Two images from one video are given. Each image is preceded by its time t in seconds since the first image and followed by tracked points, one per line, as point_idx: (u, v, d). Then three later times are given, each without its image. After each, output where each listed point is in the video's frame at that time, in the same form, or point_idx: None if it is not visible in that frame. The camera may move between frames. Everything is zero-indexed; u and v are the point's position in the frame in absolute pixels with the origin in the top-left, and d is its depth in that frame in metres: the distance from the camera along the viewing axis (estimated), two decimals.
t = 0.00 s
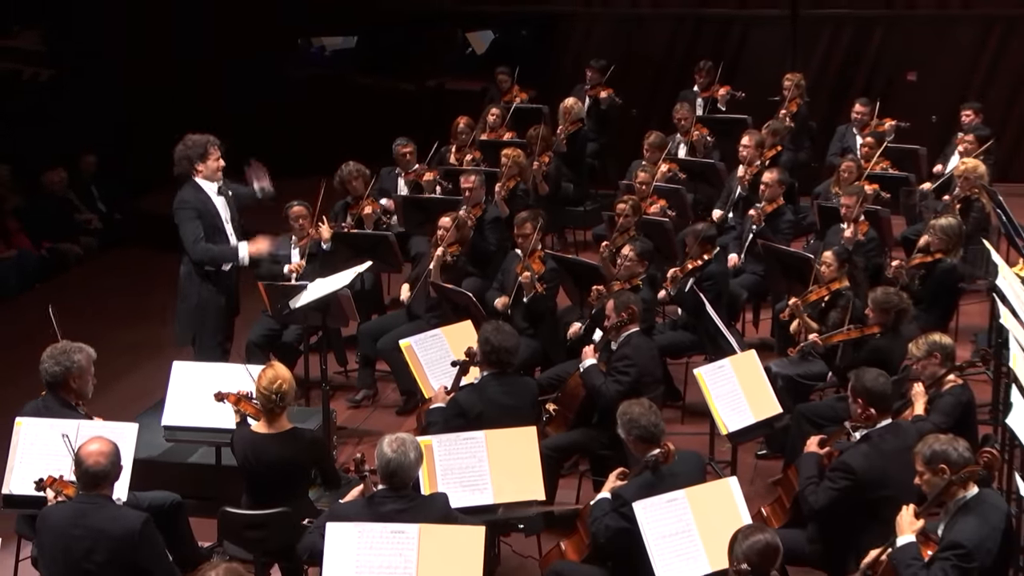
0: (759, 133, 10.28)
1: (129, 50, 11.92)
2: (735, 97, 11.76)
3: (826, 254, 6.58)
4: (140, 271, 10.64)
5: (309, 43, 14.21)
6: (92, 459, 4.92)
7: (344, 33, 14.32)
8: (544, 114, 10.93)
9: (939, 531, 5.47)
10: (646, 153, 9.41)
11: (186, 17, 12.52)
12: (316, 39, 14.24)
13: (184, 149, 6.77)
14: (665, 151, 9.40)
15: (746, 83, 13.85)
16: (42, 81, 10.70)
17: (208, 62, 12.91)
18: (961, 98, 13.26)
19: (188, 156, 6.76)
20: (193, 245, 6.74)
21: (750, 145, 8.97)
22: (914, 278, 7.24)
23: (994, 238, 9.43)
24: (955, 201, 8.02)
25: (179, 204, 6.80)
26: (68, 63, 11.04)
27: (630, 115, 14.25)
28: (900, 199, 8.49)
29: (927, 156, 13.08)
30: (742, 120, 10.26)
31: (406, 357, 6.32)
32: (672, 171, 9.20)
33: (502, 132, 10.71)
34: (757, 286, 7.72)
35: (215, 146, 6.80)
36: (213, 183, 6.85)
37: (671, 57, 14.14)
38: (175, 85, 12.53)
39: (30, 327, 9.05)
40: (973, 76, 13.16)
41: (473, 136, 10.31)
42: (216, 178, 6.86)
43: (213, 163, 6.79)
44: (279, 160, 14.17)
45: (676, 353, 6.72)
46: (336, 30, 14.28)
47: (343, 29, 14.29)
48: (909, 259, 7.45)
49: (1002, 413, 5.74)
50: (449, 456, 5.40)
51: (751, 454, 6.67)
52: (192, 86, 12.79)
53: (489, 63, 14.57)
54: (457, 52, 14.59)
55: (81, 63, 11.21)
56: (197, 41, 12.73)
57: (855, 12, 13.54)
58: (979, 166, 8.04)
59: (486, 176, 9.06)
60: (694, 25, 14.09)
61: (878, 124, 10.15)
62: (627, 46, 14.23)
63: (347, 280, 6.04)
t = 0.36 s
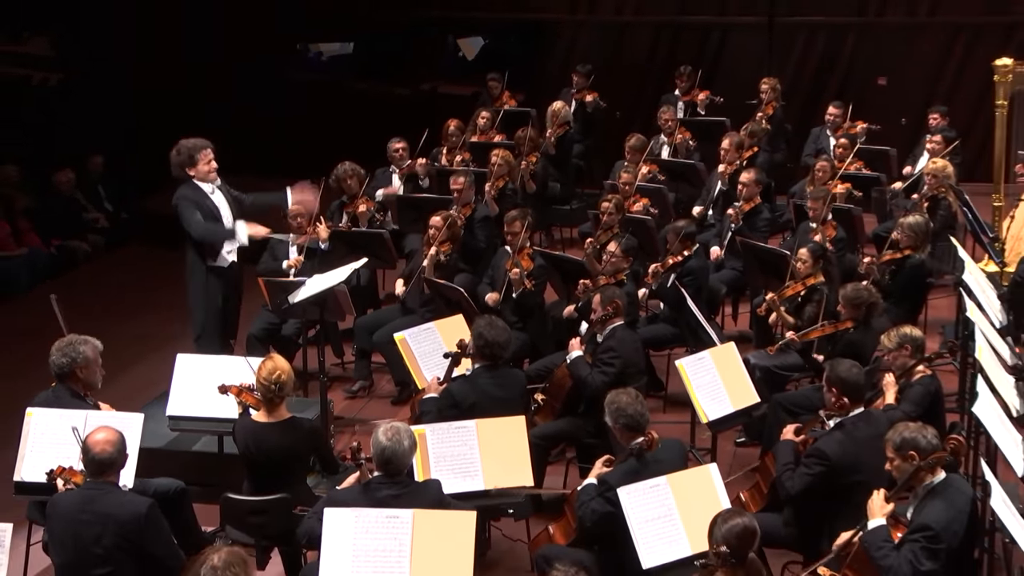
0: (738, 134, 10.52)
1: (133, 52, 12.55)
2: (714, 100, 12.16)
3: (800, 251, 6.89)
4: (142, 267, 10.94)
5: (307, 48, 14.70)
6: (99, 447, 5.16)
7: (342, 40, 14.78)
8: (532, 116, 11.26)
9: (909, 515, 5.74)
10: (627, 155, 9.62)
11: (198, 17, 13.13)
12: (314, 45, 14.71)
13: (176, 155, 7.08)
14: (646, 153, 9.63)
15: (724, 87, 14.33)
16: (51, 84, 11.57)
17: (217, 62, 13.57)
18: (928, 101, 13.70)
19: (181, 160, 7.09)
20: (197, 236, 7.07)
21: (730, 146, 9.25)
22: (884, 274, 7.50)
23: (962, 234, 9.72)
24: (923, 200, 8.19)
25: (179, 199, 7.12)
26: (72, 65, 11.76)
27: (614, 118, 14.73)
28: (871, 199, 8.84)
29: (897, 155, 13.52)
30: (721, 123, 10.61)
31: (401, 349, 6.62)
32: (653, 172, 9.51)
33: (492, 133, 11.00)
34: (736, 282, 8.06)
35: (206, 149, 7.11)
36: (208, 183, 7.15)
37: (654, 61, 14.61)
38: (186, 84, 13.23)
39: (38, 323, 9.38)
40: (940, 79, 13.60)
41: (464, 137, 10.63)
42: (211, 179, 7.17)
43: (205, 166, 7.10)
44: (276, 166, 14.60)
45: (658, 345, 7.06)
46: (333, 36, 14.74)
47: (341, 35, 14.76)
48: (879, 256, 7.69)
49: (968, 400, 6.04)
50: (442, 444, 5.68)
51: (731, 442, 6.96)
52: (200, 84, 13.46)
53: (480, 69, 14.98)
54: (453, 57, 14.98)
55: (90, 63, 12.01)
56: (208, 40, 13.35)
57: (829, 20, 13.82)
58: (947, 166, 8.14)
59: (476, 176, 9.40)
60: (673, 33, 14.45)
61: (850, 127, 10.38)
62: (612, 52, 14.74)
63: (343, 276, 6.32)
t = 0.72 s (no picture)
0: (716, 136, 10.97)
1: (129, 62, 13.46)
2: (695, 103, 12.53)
3: (777, 247, 7.20)
4: (145, 264, 11.38)
5: (306, 55, 15.52)
6: (106, 436, 5.43)
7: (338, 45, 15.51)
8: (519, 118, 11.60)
9: (881, 499, 5.99)
10: (611, 159, 9.91)
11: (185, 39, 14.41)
12: (312, 52, 15.54)
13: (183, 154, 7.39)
14: (629, 156, 9.90)
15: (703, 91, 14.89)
16: (59, 89, 12.28)
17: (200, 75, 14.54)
18: (897, 104, 14.49)
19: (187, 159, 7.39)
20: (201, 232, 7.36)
21: (710, 149, 9.50)
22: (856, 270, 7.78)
23: (931, 232, 10.09)
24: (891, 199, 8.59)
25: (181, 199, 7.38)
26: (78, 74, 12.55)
27: (599, 120, 15.25)
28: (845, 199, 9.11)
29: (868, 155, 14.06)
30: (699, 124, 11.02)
31: (395, 342, 6.91)
32: (636, 176, 9.62)
33: (481, 135, 11.30)
34: (716, 276, 8.35)
35: (212, 152, 7.42)
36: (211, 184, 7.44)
37: (635, 64, 15.18)
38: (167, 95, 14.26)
39: (49, 320, 9.80)
40: (912, 80, 14.35)
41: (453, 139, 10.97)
42: (213, 180, 7.50)
43: (208, 168, 7.44)
44: (278, 162, 15.73)
45: (642, 338, 7.39)
46: (330, 43, 15.52)
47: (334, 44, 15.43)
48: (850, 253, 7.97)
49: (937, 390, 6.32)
50: (434, 433, 5.95)
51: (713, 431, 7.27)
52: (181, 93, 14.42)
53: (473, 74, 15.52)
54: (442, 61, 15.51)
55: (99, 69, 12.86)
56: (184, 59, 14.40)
57: (802, 27, 14.59)
58: (915, 167, 8.39)
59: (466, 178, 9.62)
60: (654, 40, 15.01)
61: (824, 129, 10.71)
62: (597, 58, 15.17)
63: (340, 272, 6.60)
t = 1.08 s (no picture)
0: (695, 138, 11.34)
1: (135, 63, 13.87)
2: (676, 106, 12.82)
3: (754, 243, 7.54)
4: (148, 261, 11.81)
5: (302, 60, 15.99)
6: (113, 426, 5.66)
7: (332, 50, 16.03)
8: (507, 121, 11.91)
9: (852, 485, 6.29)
10: (595, 159, 10.36)
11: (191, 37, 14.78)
12: (308, 58, 16.01)
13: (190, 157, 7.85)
14: (611, 156, 10.36)
15: (684, 96, 15.29)
16: (62, 93, 12.95)
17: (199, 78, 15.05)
18: (868, 107, 14.82)
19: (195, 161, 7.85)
20: (200, 229, 7.84)
21: (690, 150, 9.92)
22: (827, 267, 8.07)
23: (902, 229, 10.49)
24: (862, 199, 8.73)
25: (187, 198, 7.90)
26: (80, 77, 13.21)
27: (584, 122, 15.67)
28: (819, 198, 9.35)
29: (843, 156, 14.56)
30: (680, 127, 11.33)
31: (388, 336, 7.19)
32: (618, 173, 10.10)
33: (470, 136, 11.61)
34: (695, 272, 8.69)
35: (222, 151, 7.86)
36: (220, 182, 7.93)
37: (621, 66, 15.58)
38: (178, 95, 14.72)
39: (56, 317, 10.19)
40: (881, 83, 14.72)
41: (444, 140, 11.29)
42: (223, 178, 7.96)
43: (219, 166, 7.88)
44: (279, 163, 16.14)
45: (625, 331, 7.72)
46: (325, 48, 16.02)
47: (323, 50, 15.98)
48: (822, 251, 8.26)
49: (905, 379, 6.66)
50: (426, 422, 6.24)
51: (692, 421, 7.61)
52: (187, 93, 14.92)
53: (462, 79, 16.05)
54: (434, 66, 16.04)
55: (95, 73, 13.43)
56: (189, 59, 14.77)
57: (777, 34, 14.94)
58: (882, 167, 8.65)
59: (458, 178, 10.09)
60: (637, 46, 15.43)
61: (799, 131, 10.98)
62: (581, 64, 15.65)
63: (335, 269, 6.87)
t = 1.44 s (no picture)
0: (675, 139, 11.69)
1: (136, 66, 14.72)
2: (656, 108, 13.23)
3: (736, 237, 8.09)
4: (146, 258, 12.23)
5: (296, 64, 16.48)
6: (120, 416, 5.84)
7: (326, 56, 16.43)
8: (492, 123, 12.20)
9: (825, 471, 6.56)
10: (579, 156, 10.62)
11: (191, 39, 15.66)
12: (302, 61, 16.48)
13: (200, 153, 8.19)
14: (595, 155, 10.62)
15: (662, 97, 15.97)
16: (68, 96, 13.69)
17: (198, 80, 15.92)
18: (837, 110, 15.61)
19: (205, 157, 8.19)
20: (209, 224, 8.13)
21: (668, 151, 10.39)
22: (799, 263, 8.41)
23: (871, 226, 10.91)
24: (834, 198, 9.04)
25: (197, 190, 8.19)
26: (85, 80, 13.96)
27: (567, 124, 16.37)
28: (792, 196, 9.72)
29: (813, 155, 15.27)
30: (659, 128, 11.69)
31: (380, 329, 7.49)
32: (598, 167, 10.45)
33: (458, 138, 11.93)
34: (674, 267, 9.05)
35: (228, 147, 8.23)
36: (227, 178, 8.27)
37: (603, 69, 16.18)
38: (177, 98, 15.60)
39: (58, 313, 10.54)
40: (849, 90, 15.50)
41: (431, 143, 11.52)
42: (230, 174, 8.29)
43: (227, 162, 8.22)
44: (277, 162, 16.97)
45: (606, 324, 8.09)
46: (319, 53, 16.41)
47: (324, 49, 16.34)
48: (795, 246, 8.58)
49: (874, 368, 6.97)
50: (416, 412, 6.52)
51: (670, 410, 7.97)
52: (188, 94, 15.76)
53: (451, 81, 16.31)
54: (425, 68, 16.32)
55: (100, 74, 14.20)
56: (189, 61, 15.67)
57: (753, 38, 15.67)
58: (851, 167, 9.00)
59: (443, 179, 10.29)
60: (617, 51, 16.06)
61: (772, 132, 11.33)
62: (565, 67, 16.25)
63: (329, 264, 7.16)
